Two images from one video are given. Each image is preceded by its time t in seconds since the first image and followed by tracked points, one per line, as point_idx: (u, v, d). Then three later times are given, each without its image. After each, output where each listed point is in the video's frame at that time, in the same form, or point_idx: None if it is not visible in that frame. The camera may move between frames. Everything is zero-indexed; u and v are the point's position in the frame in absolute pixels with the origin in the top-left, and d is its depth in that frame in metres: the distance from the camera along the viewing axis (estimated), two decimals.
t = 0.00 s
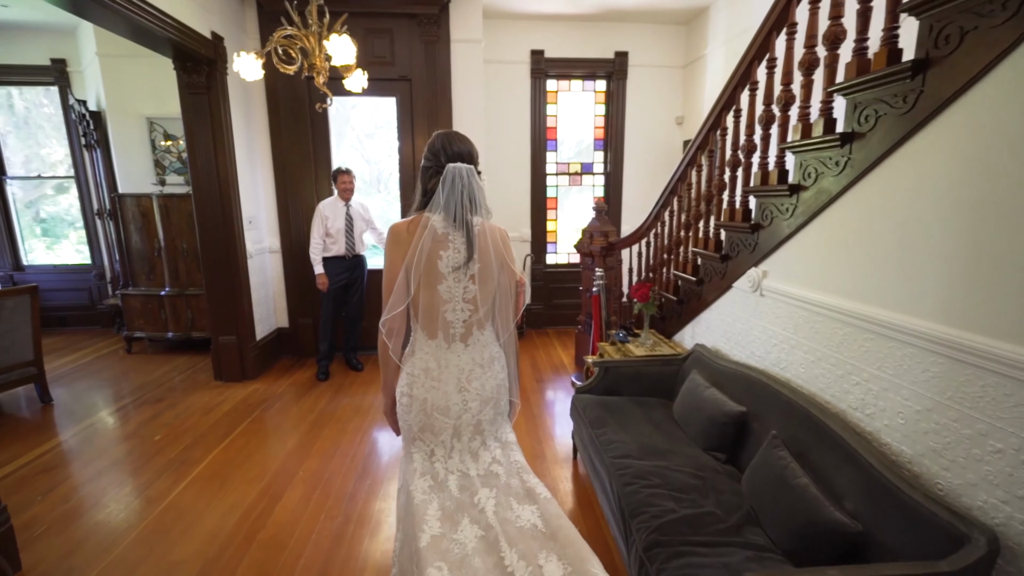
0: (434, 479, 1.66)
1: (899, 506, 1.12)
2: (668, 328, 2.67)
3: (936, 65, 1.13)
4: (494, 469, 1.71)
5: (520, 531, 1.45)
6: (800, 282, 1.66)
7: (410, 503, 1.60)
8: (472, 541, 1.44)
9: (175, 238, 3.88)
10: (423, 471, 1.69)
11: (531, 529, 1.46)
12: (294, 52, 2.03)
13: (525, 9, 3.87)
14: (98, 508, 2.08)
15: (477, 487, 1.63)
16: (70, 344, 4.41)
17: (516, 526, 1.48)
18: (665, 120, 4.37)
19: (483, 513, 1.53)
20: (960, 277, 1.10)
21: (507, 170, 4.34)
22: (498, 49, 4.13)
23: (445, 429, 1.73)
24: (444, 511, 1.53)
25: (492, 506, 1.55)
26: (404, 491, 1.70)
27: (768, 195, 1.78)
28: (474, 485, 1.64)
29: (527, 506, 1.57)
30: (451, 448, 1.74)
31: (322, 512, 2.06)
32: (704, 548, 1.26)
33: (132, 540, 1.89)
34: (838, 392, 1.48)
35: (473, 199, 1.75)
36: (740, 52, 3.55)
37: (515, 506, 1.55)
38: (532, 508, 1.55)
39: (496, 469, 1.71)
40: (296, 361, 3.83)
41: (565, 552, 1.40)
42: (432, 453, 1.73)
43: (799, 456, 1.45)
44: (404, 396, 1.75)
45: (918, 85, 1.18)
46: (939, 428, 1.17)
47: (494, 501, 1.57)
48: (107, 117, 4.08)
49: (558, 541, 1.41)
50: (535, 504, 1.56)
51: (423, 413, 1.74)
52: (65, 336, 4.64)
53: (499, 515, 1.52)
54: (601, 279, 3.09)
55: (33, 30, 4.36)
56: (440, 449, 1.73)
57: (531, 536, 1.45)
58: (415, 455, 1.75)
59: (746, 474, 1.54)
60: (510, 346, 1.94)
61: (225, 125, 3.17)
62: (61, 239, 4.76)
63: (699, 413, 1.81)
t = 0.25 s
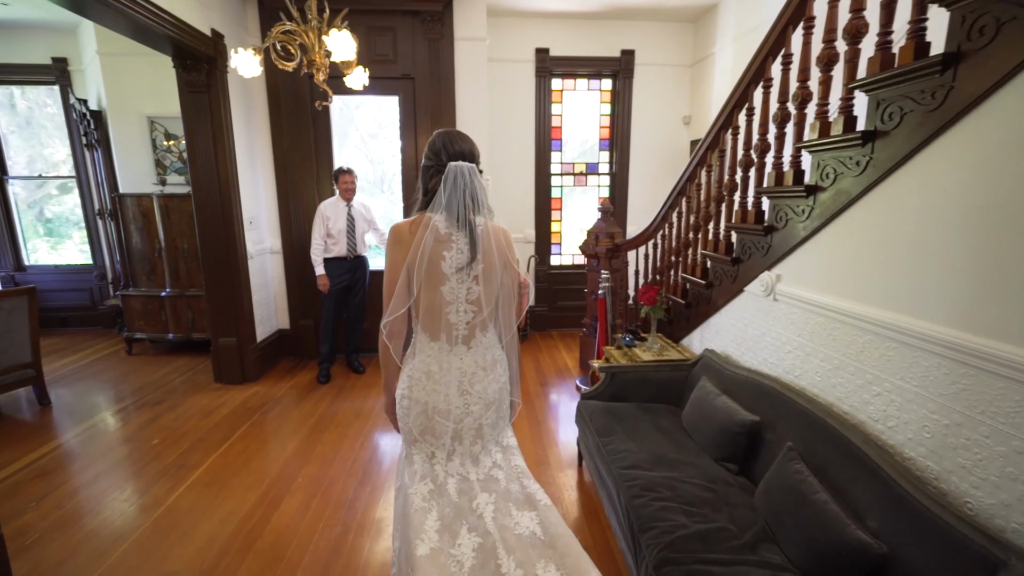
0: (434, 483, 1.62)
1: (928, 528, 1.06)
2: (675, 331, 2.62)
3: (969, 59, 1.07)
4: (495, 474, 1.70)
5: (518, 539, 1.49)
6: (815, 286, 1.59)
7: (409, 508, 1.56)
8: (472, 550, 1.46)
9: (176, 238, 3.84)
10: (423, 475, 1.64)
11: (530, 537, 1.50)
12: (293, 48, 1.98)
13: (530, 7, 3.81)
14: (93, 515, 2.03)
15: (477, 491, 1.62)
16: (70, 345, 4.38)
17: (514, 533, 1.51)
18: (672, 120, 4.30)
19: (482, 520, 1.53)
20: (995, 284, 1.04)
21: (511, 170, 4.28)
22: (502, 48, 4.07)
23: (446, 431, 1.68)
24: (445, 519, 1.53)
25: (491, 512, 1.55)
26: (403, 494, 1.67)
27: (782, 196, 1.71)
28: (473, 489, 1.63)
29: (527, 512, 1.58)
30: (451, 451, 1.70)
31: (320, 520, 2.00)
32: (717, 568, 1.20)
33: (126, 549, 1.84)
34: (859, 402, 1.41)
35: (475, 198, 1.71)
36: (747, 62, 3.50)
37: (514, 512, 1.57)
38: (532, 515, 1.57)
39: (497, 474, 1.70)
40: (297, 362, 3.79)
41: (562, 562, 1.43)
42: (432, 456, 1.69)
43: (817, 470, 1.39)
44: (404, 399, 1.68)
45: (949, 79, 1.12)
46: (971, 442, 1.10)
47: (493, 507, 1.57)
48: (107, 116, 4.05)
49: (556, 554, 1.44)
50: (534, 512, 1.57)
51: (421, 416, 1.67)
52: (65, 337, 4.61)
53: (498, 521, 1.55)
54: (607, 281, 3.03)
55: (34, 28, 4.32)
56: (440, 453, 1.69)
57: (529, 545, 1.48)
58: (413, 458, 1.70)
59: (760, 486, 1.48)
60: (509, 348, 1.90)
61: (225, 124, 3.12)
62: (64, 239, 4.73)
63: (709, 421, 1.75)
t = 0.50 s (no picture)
0: (433, 484, 1.58)
1: (958, 548, 0.99)
2: (683, 332, 2.56)
3: (1006, 48, 1.00)
4: (495, 476, 1.65)
5: (518, 542, 1.43)
6: (832, 287, 1.53)
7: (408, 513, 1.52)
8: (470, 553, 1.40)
9: (176, 236, 3.80)
10: (421, 476, 1.60)
11: (530, 540, 1.44)
12: (292, 40, 1.92)
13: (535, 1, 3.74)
14: (88, 519, 1.99)
15: (477, 494, 1.57)
16: (70, 343, 4.35)
17: (514, 536, 1.46)
18: (679, 116, 4.23)
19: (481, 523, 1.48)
20: None
21: (515, 168, 4.22)
22: (507, 42, 4.00)
23: (448, 433, 1.64)
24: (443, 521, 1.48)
25: (490, 514, 1.50)
26: (402, 495, 1.64)
27: (798, 194, 1.65)
28: (473, 490, 1.58)
29: (527, 516, 1.53)
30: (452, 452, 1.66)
31: (321, 525, 1.96)
32: None
33: (122, 554, 1.80)
34: (879, 409, 1.35)
35: (479, 194, 1.65)
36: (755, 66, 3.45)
37: (514, 515, 1.52)
38: (533, 519, 1.51)
39: (498, 476, 1.65)
40: (298, 362, 3.76)
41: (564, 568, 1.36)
42: (432, 457, 1.64)
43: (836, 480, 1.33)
44: (406, 400, 1.63)
45: (983, 71, 1.05)
46: (1004, 455, 1.04)
47: (493, 508, 1.52)
48: (107, 112, 4.00)
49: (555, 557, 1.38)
50: (535, 514, 1.52)
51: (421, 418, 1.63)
52: (66, 335, 4.58)
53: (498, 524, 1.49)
54: (613, 280, 2.97)
55: (34, 24, 4.28)
56: (441, 455, 1.65)
57: (528, 549, 1.41)
58: (413, 460, 1.66)
59: (774, 496, 1.42)
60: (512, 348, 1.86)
61: (225, 120, 3.07)
62: (67, 236, 4.70)
63: (720, 427, 1.69)
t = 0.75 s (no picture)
0: (433, 489, 1.54)
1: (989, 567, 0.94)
2: (689, 334, 2.51)
3: None
4: (496, 481, 1.60)
5: (518, 549, 1.40)
6: (848, 290, 1.48)
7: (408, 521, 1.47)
8: (470, 559, 1.38)
9: (174, 235, 3.75)
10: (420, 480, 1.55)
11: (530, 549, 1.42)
12: (291, 36, 1.87)
13: None
14: (82, 525, 1.95)
15: (479, 500, 1.53)
16: (68, 343, 4.30)
17: (514, 544, 1.43)
18: (684, 114, 4.17)
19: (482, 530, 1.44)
20: None
21: (518, 166, 4.17)
22: (510, 39, 3.95)
23: (449, 437, 1.59)
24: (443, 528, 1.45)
25: (491, 520, 1.46)
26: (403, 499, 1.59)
27: (812, 194, 1.60)
28: (473, 495, 1.53)
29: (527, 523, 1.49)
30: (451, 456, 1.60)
31: (320, 532, 1.91)
32: None
33: (118, 560, 1.77)
34: (900, 418, 1.29)
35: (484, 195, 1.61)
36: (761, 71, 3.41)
37: (515, 522, 1.48)
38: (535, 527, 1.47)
39: (498, 481, 1.60)
40: (297, 363, 3.71)
41: None
42: (430, 459, 1.60)
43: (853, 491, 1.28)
44: (406, 404, 1.58)
45: (1016, 66, 1.00)
46: None
47: (494, 514, 1.48)
48: (104, 110, 3.96)
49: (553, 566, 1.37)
50: (537, 521, 1.48)
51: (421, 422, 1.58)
52: (64, 335, 4.54)
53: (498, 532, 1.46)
54: (618, 281, 2.92)
55: (32, 21, 4.24)
56: (442, 459, 1.60)
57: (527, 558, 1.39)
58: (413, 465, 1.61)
59: (789, 506, 1.37)
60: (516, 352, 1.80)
61: (224, 118, 3.02)
62: (67, 235, 4.66)
63: (732, 434, 1.63)
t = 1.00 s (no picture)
0: (436, 496, 1.49)
1: None
2: (697, 338, 2.45)
3: None
4: (499, 489, 1.54)
5: (522, 557, 1.35)
6: (867, 296, 1.43)
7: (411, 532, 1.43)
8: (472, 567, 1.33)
9: (174, 236, 3.71)
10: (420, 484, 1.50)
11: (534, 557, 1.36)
12: (291, 33, 1.83)
13: None
14: (75, 534, 1.90)
15: (482, 507, 1.48)
16: (67, 345, 4.26)
17: (517, 551, 1.38)
18: (690, 114, 4.11)
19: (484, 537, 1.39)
20: None
21: (521, 167, 4.12)
22: (513, 38, 3.90)
23: (451, 444, 1.54)
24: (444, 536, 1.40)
25: (493, 527, 1.42)
26: (404, 506, 1.55)
27: (829, 196, 1.54)
28: (475, 501, 1.49)
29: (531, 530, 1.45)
30: (454, 463, 1.55)
31: (320, 543, 1.87)
32: None
33: (115, 568, 1.73)
34: (926, 429, 1.24)
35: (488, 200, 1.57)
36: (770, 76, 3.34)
37: (518, 529, 1.43)
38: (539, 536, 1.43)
39: (501, 488, 1.54)
40: (298, 366, 3.66)
41: None
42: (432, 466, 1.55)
43: (876, 506, 1.23)
44: (408, 411, 1.54)
45: None
46: None
47: (496, 521, 1.44)
48: (105, 110, 3.92)
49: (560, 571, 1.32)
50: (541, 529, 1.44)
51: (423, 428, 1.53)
52: (63, 336, 4.50)
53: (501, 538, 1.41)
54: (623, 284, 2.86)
55: (32, 20, 4.21)
56: (444, 465, 1.55)
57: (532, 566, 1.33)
58: (415, 472, 1.56)
59: (808, 521, 1.32)
60: (519, 358, 1.74)
61: (223, 118, 2.98)
62: (68, 235, 4.62)
63: (745, 444, 1.58)
